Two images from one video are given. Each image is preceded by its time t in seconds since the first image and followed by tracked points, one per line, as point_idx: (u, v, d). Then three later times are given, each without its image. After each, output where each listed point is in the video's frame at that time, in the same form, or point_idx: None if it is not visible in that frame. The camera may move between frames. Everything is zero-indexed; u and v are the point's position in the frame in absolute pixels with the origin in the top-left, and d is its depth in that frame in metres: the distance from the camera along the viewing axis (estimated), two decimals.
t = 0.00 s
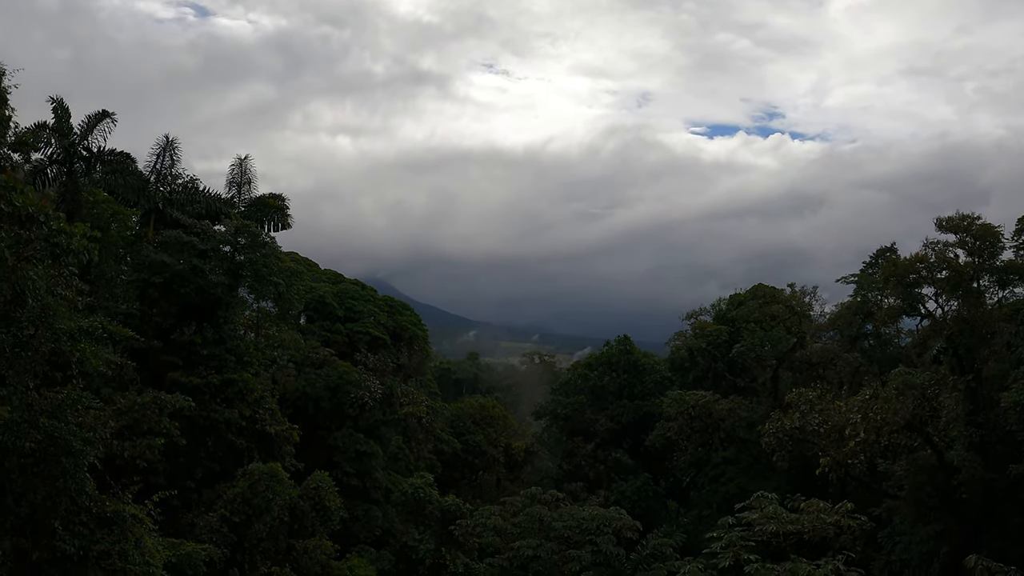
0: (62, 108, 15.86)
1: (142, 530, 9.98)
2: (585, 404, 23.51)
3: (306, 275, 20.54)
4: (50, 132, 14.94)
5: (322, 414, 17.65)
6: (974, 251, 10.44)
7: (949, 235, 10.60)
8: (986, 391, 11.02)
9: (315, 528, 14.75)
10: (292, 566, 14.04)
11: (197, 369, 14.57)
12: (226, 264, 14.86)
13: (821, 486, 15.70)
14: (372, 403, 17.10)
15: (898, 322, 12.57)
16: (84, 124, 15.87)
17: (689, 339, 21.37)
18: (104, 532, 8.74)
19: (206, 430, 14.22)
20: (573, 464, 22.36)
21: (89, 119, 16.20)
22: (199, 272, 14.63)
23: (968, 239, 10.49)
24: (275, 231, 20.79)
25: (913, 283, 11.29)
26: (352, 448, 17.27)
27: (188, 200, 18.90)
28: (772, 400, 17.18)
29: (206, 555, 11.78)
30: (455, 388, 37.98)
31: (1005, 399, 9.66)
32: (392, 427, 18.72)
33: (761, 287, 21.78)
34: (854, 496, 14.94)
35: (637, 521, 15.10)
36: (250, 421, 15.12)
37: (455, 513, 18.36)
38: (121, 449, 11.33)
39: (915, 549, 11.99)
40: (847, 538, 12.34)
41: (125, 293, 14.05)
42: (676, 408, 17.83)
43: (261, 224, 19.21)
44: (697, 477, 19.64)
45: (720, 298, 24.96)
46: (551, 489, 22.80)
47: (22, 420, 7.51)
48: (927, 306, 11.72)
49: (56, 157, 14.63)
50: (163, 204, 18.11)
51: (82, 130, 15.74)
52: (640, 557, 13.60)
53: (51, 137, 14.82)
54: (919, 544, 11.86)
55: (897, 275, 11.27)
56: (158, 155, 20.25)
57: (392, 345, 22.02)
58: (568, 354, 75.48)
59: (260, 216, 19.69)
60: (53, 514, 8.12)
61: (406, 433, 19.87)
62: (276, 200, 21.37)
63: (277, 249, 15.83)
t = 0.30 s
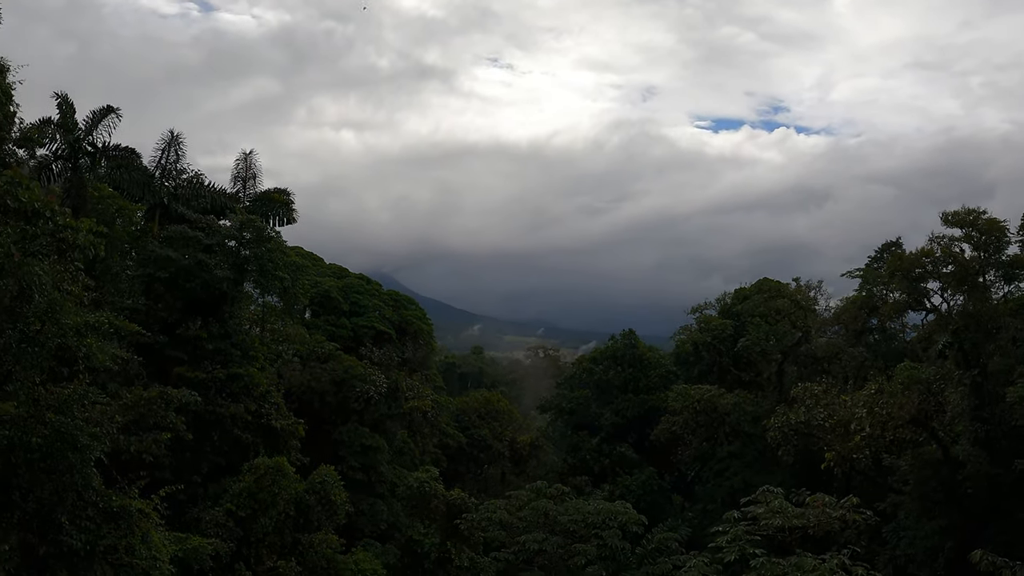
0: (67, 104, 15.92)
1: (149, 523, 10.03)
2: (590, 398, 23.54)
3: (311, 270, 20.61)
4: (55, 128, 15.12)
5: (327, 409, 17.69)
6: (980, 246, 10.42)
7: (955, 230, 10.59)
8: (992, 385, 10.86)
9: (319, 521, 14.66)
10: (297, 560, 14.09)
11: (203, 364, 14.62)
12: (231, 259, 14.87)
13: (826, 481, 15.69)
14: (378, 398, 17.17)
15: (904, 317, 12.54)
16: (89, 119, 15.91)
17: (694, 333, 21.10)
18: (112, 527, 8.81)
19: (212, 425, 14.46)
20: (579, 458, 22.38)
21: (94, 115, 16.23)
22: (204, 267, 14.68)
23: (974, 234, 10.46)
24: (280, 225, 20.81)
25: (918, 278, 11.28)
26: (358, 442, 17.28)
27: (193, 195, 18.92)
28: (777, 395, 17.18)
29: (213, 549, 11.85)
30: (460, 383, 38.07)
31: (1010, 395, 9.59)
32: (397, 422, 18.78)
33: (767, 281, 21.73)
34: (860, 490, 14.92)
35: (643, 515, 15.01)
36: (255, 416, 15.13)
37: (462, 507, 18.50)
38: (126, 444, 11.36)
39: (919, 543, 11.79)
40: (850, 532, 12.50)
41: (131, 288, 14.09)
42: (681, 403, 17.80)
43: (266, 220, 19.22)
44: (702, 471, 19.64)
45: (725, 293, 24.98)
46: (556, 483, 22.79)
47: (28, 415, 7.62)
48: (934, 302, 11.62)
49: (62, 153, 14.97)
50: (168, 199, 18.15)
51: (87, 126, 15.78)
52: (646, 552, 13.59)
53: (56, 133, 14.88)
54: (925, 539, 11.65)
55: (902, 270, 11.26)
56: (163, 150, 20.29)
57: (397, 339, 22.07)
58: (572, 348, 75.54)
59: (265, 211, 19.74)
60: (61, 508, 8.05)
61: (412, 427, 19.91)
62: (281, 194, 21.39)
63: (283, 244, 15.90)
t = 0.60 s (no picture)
0: (94, 100, 16.03)
1: (177, 514, 10.13)
2: (615, 391, 23.49)
3: (337, 263, 20.71)
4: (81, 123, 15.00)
5: (353, 402, 17.79)
6: (1008, 239, 10.33)
7: (983, 223, 10.46)
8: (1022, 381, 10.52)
9: (345, 514, 14.60)
10: (325, 551, 14.15)
11: (230, 356, 14.71)
12: (258, 252, 15.04)
13: (852, 476, 15.58)
14: (403, 390, 17.24)
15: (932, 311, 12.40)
16: (115, 115, 16.03)
17: (720, 326, 20.70)
18: (140, 517, 8.84)
19: (239, 417, 14.55)
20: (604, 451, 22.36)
21: (120, 111, 16.36)
22: (231, 260, 14.81)
23: (1003, 227, 10.35)
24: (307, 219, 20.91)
25: (946, 271, 11.13)
26: (384, 435, 17.37)
27: (220, 189, 19.03)
28: (804, 389, 17.05)
29: (239, 540, 11.94)
30: (487, 375, 38.16)
31: None
32: (423, 414, 18.87)
33: (793, 275, 21.56)
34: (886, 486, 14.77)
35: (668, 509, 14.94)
36: (281, 408, 15.24)
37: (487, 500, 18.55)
38: (154, 435, 11.46)
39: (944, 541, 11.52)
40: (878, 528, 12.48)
41: (158, 281, 14.24)
42: (707, 396, 17.70)
43: (293, 213, 19.32)
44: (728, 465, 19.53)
45: (751, 286, 24.82)
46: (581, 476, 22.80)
47: (58, 408, 7.69)
48: (962, 295, 11.48)
49: (89, 149, 14.78)
50: (194, 193, 18.26)
51: (114, 122, 15.92)
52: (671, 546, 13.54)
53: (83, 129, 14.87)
54: (950, 536, 11.43)
55: (931, 263, 11.11)
56: (190, 145, 20.42)
57: (423, 332, 22.13)
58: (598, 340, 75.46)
59: (291, 204, 19.84)
60: (90, 499, 8.14)
61: (437, 419, 19.98)
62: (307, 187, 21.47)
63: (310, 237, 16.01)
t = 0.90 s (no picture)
0: (157, 98, 16.37)
1: (239, 501, 10.45)
2: (677, 384, 23.35)
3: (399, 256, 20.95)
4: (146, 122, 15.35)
5: (415, 393, 18.02)
6: None
7: None
8: None
9: (405, 504, 14.68)
10: (386, 540, 14.27)
11: (292, 348, 14.95)
12: (321, 245, 15.22)
13: (915, 475, 15.26)
14: (465, 382, 17.36)
15: (999, 305, 11.99)
16: (179, 113, 16.36)
17: (783, 320, 20.32)
18: (204, 505, 9.35)
19: (302, 408, 14.73)
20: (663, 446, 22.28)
21: (183, 108, 16.68)
22: (295, 254, 14.93)
23: None
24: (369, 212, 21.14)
25: (1015, 267, 10.78)
26: (445, 426, 17.59)
27: (284, 183, 19.32)
28: (868, 384, 16.71)
29: (301, 529, 12.19)
30: (548, 367, 38.25)
31: None
32: (485, 406, 19.02)
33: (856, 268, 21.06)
34: (950, 486, 14.29)
35: (729, 505, 14.77)
36: (343, 399, 15.52)
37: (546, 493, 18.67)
38: (218, 426, 11.71)
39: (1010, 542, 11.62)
40: (941, 530, 12.24)
41: (223, 275, 14.57)
42: (769, 391, 17.44)
43: (356, 207, 19.54)
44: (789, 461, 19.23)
45: (815, 278, 24.36)
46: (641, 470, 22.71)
47: (126, 397, 7.83)
48: None
49: (154, 146, 15.24)
50: (258, 188, 18.58)
51: (177, 119, 16.24)
52: (729, 543, 13.44)
53: (148, 126, 15.23)
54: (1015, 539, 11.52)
55: (999, 257, 10.74)
56: (253, 140, 20.74)
57: (485, 325, 22.27)
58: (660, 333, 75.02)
59: (354, 198, 20.07)
60: (155, 486, 8.31)
61: (498, 412, 20.08)
62: (369, 181, 21.70)
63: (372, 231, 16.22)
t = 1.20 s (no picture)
0: (258, 99, 16.88)
1: (340, 489, 10.76)
2: (777, 377, 23.00)
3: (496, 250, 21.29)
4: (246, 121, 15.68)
5: (514, 384, 18.25)
6: None
7: None
8: None
9: (503, 494, 14.83)
10: (482, 530, 14.50)
11: (393, 339, 15.33)
12: (421, 238, 15.59)
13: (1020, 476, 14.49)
14: (563, 374, 17.44)
15: None
16: (279, 112, 16.81)
17: (885, 313, 19.47)
18: (305, 490, 9.74)
19: (402, 398, 15.05)
20: (759, 441, 22.10)
21: (282, 107, 17.13)
22: (395, 247, 15.43)
23: None
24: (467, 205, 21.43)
25: None
26: (542, 418, 17.89)
27: (382, 178, 19.72)
28: (972, 380, 16.16)
29: (397, 516, 12.47)
30: (646, 359, 38.08)
31: None
32: (583, 398, 19.11)
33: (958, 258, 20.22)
34: None
35: (828, 503, 14.54)
36: (444, 390, 15.57)
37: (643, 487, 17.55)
38: (321, 415, 12.09)
39: None
40: None
41: (323, 268, 15.01)
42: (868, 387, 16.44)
43: (454, 201, 19.84)
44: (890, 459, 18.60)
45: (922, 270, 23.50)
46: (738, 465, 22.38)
47: (229, 385, 8.39)
48: None
49: (255, 145, 15.45)
50: (357, 183, 19.05)
51: (276, 118, 16.65)
52: (828, 541, 13.30)
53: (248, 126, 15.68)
54: None
55: None
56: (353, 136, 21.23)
57: (584, 316, 22.34)
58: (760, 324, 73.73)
59: (452, 191, 20.39)
60: (256, 472, 8.92)
61: (596, 404, 20.15)
62: (466, 174, 21.97)
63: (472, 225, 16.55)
